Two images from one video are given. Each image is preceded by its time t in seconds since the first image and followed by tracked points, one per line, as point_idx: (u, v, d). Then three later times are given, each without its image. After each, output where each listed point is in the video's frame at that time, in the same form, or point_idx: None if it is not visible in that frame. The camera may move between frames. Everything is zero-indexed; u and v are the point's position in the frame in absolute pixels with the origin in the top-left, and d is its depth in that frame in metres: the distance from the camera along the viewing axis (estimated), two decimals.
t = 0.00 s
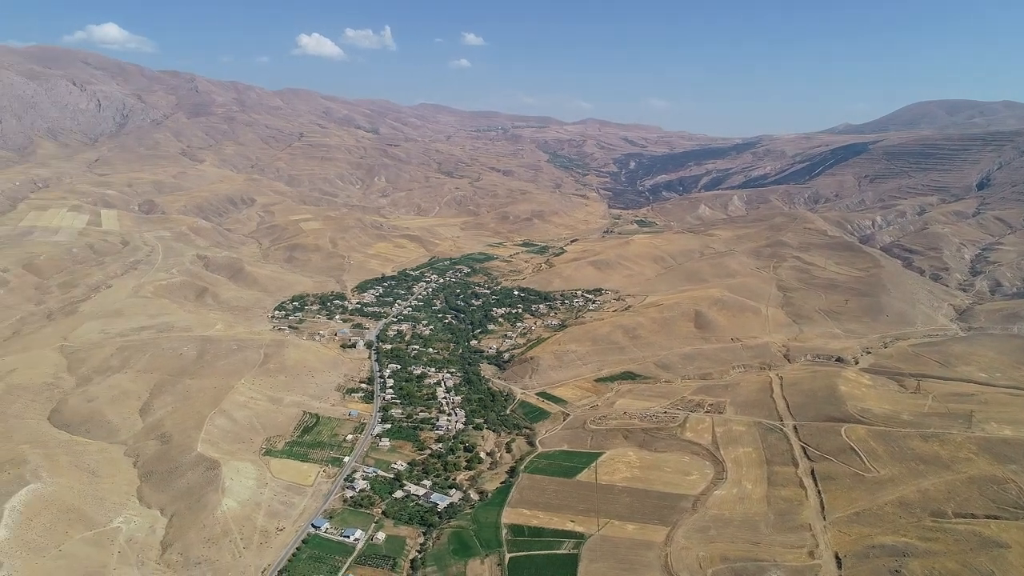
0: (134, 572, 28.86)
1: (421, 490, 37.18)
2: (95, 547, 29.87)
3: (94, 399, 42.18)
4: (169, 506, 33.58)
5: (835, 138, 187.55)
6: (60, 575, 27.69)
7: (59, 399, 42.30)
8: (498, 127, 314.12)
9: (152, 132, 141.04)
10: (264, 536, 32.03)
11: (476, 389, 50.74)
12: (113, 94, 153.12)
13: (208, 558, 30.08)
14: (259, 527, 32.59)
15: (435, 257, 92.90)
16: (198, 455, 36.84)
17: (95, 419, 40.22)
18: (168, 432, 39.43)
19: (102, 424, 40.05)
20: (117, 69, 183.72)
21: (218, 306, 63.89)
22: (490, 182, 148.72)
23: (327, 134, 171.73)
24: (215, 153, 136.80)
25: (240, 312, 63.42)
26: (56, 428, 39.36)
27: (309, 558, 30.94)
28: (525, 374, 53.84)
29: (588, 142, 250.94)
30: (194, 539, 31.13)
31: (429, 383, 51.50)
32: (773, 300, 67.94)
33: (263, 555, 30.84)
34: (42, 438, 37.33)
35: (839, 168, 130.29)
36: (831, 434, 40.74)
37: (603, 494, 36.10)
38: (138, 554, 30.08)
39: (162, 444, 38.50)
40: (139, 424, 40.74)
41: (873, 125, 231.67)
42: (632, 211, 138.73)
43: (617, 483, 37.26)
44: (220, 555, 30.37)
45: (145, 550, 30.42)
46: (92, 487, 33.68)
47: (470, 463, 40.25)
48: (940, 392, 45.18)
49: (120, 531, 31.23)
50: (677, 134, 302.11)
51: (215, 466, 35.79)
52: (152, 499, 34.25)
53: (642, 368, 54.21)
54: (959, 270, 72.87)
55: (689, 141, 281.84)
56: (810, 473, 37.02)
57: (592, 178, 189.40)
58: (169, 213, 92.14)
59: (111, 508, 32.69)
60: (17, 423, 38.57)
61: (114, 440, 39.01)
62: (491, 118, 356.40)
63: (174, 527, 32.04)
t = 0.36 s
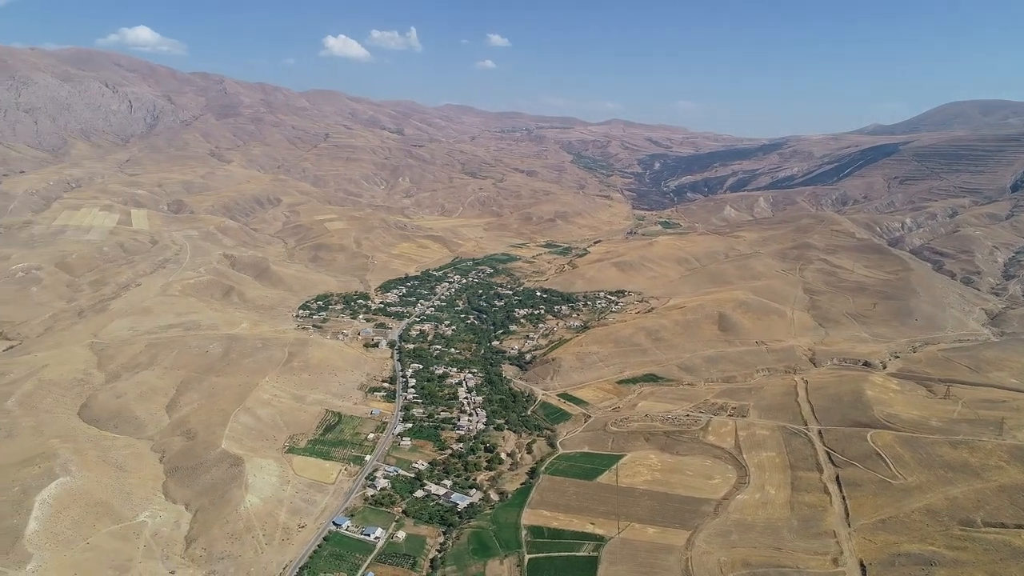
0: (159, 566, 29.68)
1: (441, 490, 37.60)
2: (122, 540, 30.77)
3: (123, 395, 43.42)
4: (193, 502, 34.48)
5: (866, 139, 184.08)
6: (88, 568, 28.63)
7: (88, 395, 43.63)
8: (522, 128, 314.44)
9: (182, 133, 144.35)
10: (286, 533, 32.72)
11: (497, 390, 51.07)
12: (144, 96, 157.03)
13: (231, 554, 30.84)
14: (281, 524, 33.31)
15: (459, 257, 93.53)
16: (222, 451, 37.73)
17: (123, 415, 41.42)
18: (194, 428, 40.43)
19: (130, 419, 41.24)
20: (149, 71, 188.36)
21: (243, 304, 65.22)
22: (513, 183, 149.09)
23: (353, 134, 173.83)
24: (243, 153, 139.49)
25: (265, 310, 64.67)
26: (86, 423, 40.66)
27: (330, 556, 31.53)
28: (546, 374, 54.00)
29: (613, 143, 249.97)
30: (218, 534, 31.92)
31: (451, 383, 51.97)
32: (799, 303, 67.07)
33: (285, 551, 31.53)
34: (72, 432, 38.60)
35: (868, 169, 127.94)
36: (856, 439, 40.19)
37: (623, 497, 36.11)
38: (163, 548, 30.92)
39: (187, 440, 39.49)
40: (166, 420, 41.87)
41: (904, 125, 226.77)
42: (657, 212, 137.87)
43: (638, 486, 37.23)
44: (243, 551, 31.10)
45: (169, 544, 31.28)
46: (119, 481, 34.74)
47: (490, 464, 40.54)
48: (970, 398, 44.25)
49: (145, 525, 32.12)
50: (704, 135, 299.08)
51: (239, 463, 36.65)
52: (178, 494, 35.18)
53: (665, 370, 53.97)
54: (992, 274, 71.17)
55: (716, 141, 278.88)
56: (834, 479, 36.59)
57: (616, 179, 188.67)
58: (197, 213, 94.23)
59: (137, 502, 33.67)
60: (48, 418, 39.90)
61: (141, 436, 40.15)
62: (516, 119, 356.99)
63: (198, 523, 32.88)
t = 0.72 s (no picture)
0: (185, 559, 30.39)
1: (462, 489, 37.84)
2: (149, 534, 31.58)
3: (151, 391, 44.52)
4: (218, 497, 35.22)
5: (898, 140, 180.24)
6: (116, 561, 29.46)
7: (118, 390, 44.84)
8: (547, 129, 314.13)
9: (211, 134, 147.33)
10: (308, 529, 33.24)
11: (519, 391, 51.19)
12: (175, 97, 160.69)
13: (255, 549, 31.46)
14: (304, 521, 33.85)
15: (482, 257, 93.86)
16: (246, 448, 38.45)
17: (151, 411, 42.48)
18: (220, 425, 41.30)
19: (158, 415, 42.29)
20: (180, 73, 192.71)
21: (269, 303, 66.39)
22: (538, 184, 149.12)
23: (378, 136, 175.58)
24: (270, 154, 141.88)
25: (290, 309, 65.71)
26: (115, 418, 41.78)
27: (351, 553, 31.94)
28: (568, 376, 53.93)
29: (638, 143, 248.42)
30: (242, 529, 32.57)
31: (473, 383, 52.24)
32: (826, 306, 65.95)
33: (308, 548, 32.02)
34: (102, 427, 39.72)
35: (900, 171, 125.22)
36: (884, 445, 39.40)
37: (644, 500, 35.92)
38: (189, 542, 31.66)
39: (213, 436, 40.34)
40: (193, 416, 42.84)
41: (938, 125, 221.23)
42: (682, 214, 136.77)
43: (659, 489, 37.00)
44: (266, 546, 31.71)
45: (194, 538, 32.00)
46: (146, 476, 35.65)
47: (511, 464, 40.68)
48: (1003, 405, 43.10)
49: (171, 520, 32.92)
50: (731, 135, 295.41)
51: (263, 460, 37.34)
52: (203, 489, 35.96)
53: (688, 373, 53.52)
54: None
55: (743, 142, 275.33)
56: (860, 486, 35.94)
57: (642, 180, 187.50)
58: (225, 213, 96.15)
59: (164, 497, 34.54)
60: (79, 413, 41.11)
61: (169, 431, 41.14)
62: (541, 120, 356.86)
63: (223, 518, 33.58)
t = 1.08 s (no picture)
0: (209, 553, 31.06)
1: (483, 490, 38.03)
2: (174, 528, 32.37)
3: (179, 388, 45.59)
4: (243, 493, 35.91)
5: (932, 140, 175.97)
6: (143, 553, 30.26)
7: (147, 386, 46.02)
8: (572, 129, 313.36)
9: (241, 134, 150.10)
10: (331, 526, 33.73)
11: (542, 391, 51.21)
12: (206, 99, 164.09)
13: (278, 545, 32.03)
14: (326, 518, 34.35)
15: (506, 258, 94.07)
16: (271, 445, 39.14)
17: (179, 407, 43.51)
18: (245, 422, 42.11)
19: (186, 411, 43.29)
20: (210, 74, 196.72)
21: (295, 302, 67.46)
22: (562, 185, 148.92)
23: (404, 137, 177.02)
24: (298, 154, 144.04)
25: (316, 308, 66.68)
26: (144, 414, 42.88)
27: (373, 551, 32.32)
28: (591, 377, 53.76)
29: (664, 143, 246.54)
30: (265, 525, 33.17)
31: (495, 384, 52.43)
32: (855, 309, 64.73)
33: (330, 545, 32.48)
34: (131, 422, 40.80)
35: (933, 172, 122.23)
36: (914, 452, 38.55)
37: (667, 503, 35.68)
38: (214, 537, 32.36)
39: (239, 433, 41.17)
40: (219, 413, 43.76)
41: (974, 125, 215.38)
42: (708, 215, 135.37)
43: (682, 492, 36.71)
44: (289, 543, 32.25)
45: (219, 533, 32.69)
46: (173, 471, 36.53)
47: (533, 465, 40.74)
48: None
49: (197, 514, 33.68)
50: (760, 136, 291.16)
51: (287, 457, 37.99)
52: (228, 485, 36.72)
53: (713, 376, 52.96)
54: None
55: (772, 142, 271.27)
56: (888, 492, 35.22)
57: (667, 181, 186.02)
58: (253, 212, 97.94)
59: (190, 492, 35.35)
60: (110, 408, 42.28)
61: (196, 428, 42.10)
62: (567, 120, 356.11)
63: (247, 514, 34.24)
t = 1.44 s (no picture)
0: (234, 548, 31.91)
1: (505, 490, 38.35)
2: (200, 523, 33.34)
3: (207, 384, 46.79)
4: (267, 489, 36.78)
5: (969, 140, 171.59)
6: (171, 546, 31.21)
7: (176, 383, 47.34)
8: (597, 130, 312.28)
9: (269, 135, 152.91)
10: (354, 524, 34.39)
11: (565, 393, 51.37)
12: (236, 100, 167.44)
13: (301, 541, 32.77)
14: (349, 515, 35.00)
15: (530, 259, 94.36)
16: (295, 443, 40.01)
17: (206, 404, 44.68)
18: (270, 419, 43.09)
19: (213, 408, 44.46)
20: (241, 76, 200.60)
21: (321, 301, 68.64)
22: (587, 185, 148.75)
23: (430, 137, 178.45)
24: (325, 154, 146.16)
25: (341, 307, 67.76)
26: (172, 410, 44.13)
27: (395, 549, 32.86)
28: (614, 379, 53.73)
29: (691, 144, 244.58)
30: (289, 522, 33.96)
31: (518, 384, 52.76)
32: (885, 313, 63.59)
33: (353, 542, 33.11)
34: (159, 418, 42.04)
35: (968, 173, 119.20)
36: (944, 459, 37.82)
37: (689, 507, 35.57)
38: (238, 532, 33.24)
39: (264, 430, 42.15)
40: (245, 410, 44.84)
41: (1012, 125, 209.46)
42: (735, 216, 133.92)
43: (704, 496, 36.55)
44: (312, 540, 32.97)
45: (244, 529, 33.55)
46: (199, 467, 37.58)
47: (555, 467, 40.94)
48: None
49: (222, 510, 34.63)
50: (789, 137, 286.49)
51: (311, 455, 38.80)
52: (253, 481, 37.64)
53: (738, 379, 52.53)
54: None
55: (801, 143, 267.17)
56: (917, 500, 34.65)
57: (694, 181, 184.46)
58: (281, 212, 99.80)
59: (216, 487, 36.35)
60: (139, 404, 43.60)
61: (222, 424, 43.21)
62: (593, 121, 355.05)
63: (272, 510, 35.09)
